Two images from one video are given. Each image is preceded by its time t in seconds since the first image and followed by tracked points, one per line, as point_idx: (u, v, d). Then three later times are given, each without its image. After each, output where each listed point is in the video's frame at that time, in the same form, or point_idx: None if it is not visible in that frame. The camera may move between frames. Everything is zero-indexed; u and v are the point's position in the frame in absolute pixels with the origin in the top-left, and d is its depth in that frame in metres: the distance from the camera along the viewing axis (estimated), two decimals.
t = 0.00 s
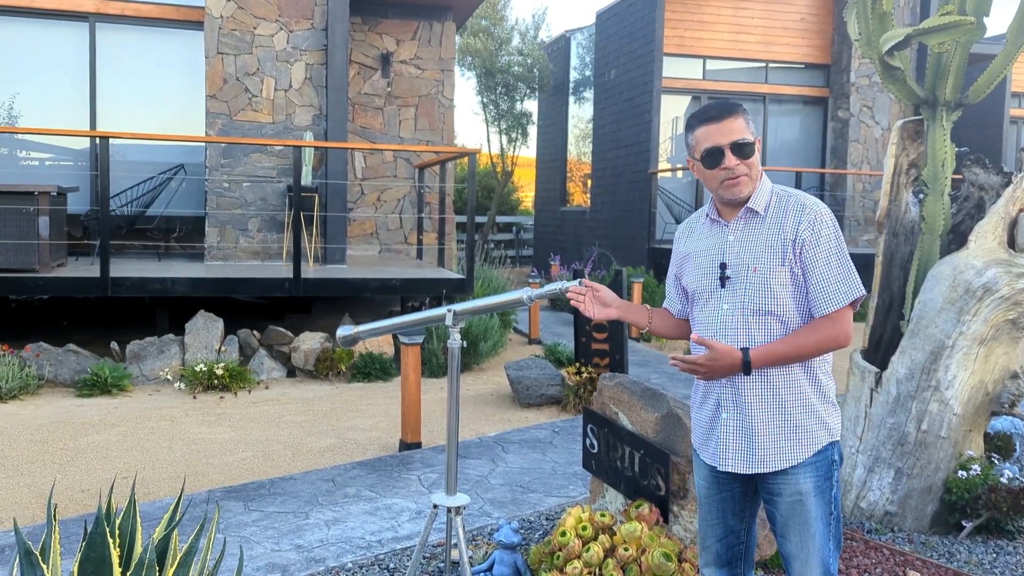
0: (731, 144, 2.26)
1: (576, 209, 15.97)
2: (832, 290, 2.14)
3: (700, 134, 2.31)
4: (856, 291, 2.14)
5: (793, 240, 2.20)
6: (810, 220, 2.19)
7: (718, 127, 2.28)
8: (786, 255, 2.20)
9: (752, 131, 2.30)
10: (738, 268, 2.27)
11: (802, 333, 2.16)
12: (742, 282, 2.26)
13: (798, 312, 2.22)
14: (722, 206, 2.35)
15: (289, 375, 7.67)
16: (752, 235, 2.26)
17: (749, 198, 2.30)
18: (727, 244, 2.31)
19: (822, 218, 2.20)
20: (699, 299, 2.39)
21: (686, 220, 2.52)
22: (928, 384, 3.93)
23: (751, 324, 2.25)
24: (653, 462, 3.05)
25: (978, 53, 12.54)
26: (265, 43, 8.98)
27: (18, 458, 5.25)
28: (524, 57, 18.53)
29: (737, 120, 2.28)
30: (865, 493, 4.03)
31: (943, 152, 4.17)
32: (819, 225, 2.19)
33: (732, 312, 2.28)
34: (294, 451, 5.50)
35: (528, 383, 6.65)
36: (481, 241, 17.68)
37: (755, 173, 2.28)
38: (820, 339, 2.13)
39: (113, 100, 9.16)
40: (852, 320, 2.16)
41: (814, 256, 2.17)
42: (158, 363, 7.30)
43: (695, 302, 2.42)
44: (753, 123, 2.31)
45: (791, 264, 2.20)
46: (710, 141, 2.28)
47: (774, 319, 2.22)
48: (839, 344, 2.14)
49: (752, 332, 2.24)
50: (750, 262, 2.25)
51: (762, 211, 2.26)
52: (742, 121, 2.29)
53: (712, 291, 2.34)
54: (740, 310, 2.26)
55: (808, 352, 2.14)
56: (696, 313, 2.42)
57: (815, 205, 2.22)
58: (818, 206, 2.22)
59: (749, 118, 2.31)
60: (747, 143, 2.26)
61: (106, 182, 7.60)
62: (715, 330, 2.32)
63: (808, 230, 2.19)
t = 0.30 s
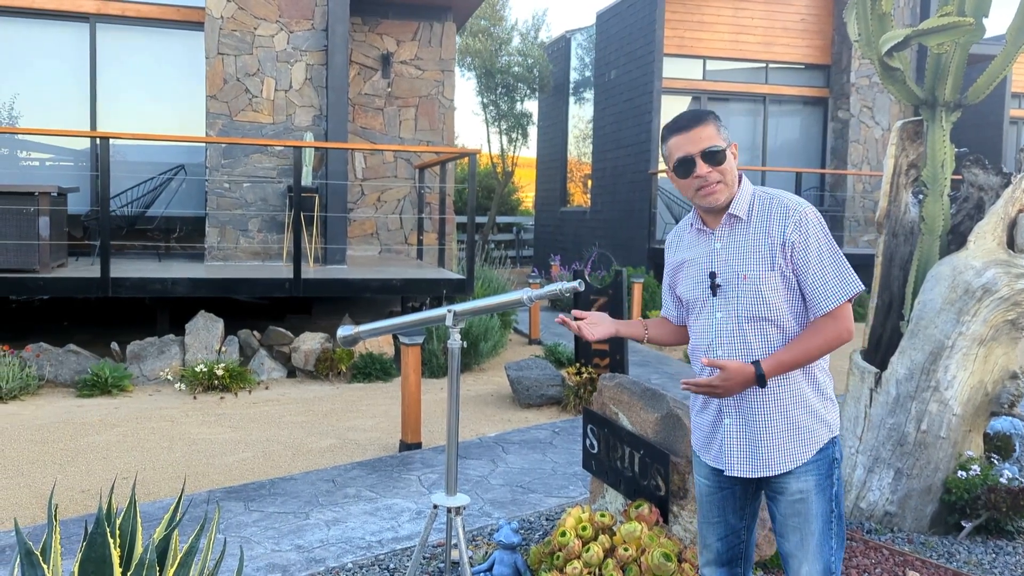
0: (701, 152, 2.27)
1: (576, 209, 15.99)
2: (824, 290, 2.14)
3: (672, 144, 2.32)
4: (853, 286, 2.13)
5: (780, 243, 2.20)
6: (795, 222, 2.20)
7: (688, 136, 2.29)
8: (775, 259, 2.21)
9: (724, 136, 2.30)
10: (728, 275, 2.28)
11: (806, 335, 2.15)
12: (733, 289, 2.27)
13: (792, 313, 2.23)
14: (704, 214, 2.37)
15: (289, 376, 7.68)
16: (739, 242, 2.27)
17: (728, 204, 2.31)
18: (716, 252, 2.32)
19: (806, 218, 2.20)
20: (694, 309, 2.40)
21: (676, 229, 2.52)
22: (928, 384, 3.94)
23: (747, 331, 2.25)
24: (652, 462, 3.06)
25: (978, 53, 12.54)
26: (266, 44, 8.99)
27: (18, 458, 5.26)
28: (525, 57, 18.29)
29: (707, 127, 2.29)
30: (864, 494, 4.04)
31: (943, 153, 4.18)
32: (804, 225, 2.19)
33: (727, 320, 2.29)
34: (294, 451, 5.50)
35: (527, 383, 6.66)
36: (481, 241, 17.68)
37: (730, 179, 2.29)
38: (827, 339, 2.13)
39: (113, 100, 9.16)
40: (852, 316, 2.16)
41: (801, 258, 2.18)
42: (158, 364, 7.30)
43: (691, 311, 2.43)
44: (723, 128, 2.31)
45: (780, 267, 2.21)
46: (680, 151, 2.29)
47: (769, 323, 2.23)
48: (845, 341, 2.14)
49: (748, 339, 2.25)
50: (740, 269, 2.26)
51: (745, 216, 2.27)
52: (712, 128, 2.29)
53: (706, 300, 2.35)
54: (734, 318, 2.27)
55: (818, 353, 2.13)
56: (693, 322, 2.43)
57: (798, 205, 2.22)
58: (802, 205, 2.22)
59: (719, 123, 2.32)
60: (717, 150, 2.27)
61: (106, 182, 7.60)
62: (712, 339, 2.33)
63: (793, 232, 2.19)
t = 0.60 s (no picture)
0: (706, 152, 2.27)
1: (576, 210, 16.00)
2: (824, 292, 2.16)
3: (676, 144, 2.32)
4: (852, 290, 2.14)
5: (780, 245, 2.21)
6: (795, 224, 2.20)
7: (693, 136, 2.29)
8: (774, 261, 2.21)
9: (728, 137, 2.30)
10: (727, 276, 2.29)
11: (805, 335, 2.17)
12: (732, 290, 2.28)
13: (790, 314, 2.24)
14: (705, 214, 2.37)
15: (290, 376, 7.68)
16: (739, 242, 2.28)
17: (729, 206, 2.32)
18: (716, 252, 2.32)
19: (807, 220, 2.20)
20: (692, 308, 2.40)
21: (675, 228, 2.53)
22: (928, 385, 3.94)
23: (745, 332, 2.26)
24: (653, 463, 3.06)
25: (978, 54, 12.54)
26: (266, 45, 8.99)
27: (19, 459, 5.27)
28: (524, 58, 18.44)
29: (712, 128, 2.29)
30: (864, 495, 4.04)
31: (943, 154, 4.19)
32: (804, 228, 2.20)
33: (724, 320, 2.29)
34: (295, 452, 5.51)
35: (528, 385, 6.66)
36: (481, 242, 17.69)
37: (733, 180, 2.29)
38: (824, 340, 2.15)
39: (114, 102, 9.17)
40: (848, 319, 2.18)
41: (801, 259, 2.19)
42: (159, 364, 7.31)
43: (689, 311, 2.43)
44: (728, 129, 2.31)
45: (780, 269, 2.21)
46: (685, 151, 2.29)
47: (766, 323, 2.24)
48: (840, 344, 2.17)
49: (745, 339, 2.26)
50: (739, 269, 2.26)
51: (746, 217, 2.27)
52: (717, 128, 2.29)
53: (704, 300, 2.35)
54: (732, 318, 2.28)
55: (815, 353, 2.15)
56: (690, 321, 2.43)
57: (799, 207, 2.23)
58: (803, 207, 2.23)
59: (725, 124, 2.31)
60: (722, 151, 2.27)
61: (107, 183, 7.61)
62: (709, 338, 2.33)
63: (794, 234, 2.20)
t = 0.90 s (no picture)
0: (698, 154, 2.28)
1: (575, 211, 16.02)
2: (822, 293, 2.17)
3: (675, 142, 2.34)
4: (852, 292, 2.15)
5: (780, 244, 2.22)
6: (797, 224, 2.22)
7: (690, 137, 2.30)
8: (774, 259, 2.23)
9: (726, 138, 2.29)
10: (726, 273, 2.30)
11: (805, 338, 2.19)
12: (730, 288, 2.29)
13: (787, 314, 2.25)
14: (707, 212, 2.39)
15: (290, 376, 7.69)
16: (740, 241, 2.29)
17: (729, 204, 2.33)
18: (717, 249, 2.34)
19: (810, 221, 2.21)
20: (692, 305, 2.43)
21: (680, 225, 2.54)
22: (927, 385, 3.95)
23: (740, 329, 2.28)
24: (652, 463, 3.07)
25: (977, 56, 12.56)
26: (267, 46, 9.01)
27: (20, 458, 5.28)
28: (524, 59, 18.26)
29: (708, 129, 2.29)
30: (863, 494, 4.05)
31: (941, 154, 4.20)
32: (806, 228, 2.21)
33: (722, 316, 2.31)
34: (295, 451, 5.52)
35: (527, 385, 6.67)
36: (481, 243, 17.70)
37: (724, 182, 2.30)
38: (824, 343, 2.16)
39: (115, 103, 9.18)
40: (848, 321, 2.19)
41: (801, 260, 2.20)
42: (160, 364, 7.32)
43: (689, 307, 2.45)
44: (727, 129, 2.29)
45: (779, 267, 2.22)
46: (681, 151, 2.31)
47: (763, 321, 2.25)
48: (841, 345, 2.18)
49: (741, 337, 2.27)
50: (739, 267, 2.28)
51: (749, 216, 2.29)
52: (713, 130, 2.28)
53: (704, 297, 2.37)
54: (729, 315, 2.29)
55: (813, 354, 2.16)
56: (689, 318, 2.45)
57: (801, 208, 2.24)
58: (806, 208, 2.24)
59: (725, 123, 2.30)
60: (715, 154, 2.28)
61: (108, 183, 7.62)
62: (706, 334, 2.35)
63: (795, 234, 2.21)
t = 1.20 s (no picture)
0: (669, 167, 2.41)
1: (575, 209, 16.05)
2: (803, 294, 2.18)
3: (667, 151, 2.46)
4: (835, 297, 2.15)
5: (769, 244, 2.25)
6: (789, 226, 2.23)
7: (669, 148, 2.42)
8: (761, 258, 2.26)
9: (688, 150, 2.35)
10: (717, 268, 2.36)
11: (789, 338, 2.19)
12: (718, 283, 2.35)
13: (772, 314, 2.27)
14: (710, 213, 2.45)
15: (291, 374, 7.73)
16: (733, 238, 2.34)
17: (721, 205, 2.38)
18: (713, 245, 2.40)
19: (802, 224, 2.22)
20: (687, 297, 2.49)
21: (692, 222, 2.61)
22: (922, 381, 3.98)
23: (721, 323, 2.33)
24: (649, 458, 3.11)
25: (976, 54, 12.59)
26: (267, 45, 9.04)
27: (23, 454, 5.32)
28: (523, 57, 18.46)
29: (676, 139, 2.38)
30: (859, 490, 4.08)
31: (937, 153, 4.21)
32: (797, 230, 2.22)
33: (708, 309, 2.37)
34: (296, 448, 5.56)
35: (526, 382, 6.71)
36: (481, 241, 17.73)
37: (694, 190, 2.38)
38: (809, 343, 2.16)
39: (116, 102, 9.22)
40: (833, 326, 2.18)
41: (787, 260, 2.22)
42: (161, 362, 7.36)
43: (684, 300, 2.52)
44: (693, 140, 2.34)
45: (765, 266, 2.26)
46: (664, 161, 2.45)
47: (743, 317, 2.29)
48: (827, 348, 2.17)
49: (722, 330, 2.33)
50: (728, 263, 2.33)
51: (743, 215, 2.33)
52: (678, 142, 2.37)
53: (697, 290, 2.44)
54: (714, 309, 2.35)
55: (794, 355, 2.16)
56: (684, 310, 2.52)
57: (797, 210, 2.25)
58: (803, 211, 2.25)
59: (691, 134, 2.34)
60: (678, 167, 2.38)
61: (109, 182, 7.65)
62: (693, 325, 2.42)
63: (785, 235, 2.23)
